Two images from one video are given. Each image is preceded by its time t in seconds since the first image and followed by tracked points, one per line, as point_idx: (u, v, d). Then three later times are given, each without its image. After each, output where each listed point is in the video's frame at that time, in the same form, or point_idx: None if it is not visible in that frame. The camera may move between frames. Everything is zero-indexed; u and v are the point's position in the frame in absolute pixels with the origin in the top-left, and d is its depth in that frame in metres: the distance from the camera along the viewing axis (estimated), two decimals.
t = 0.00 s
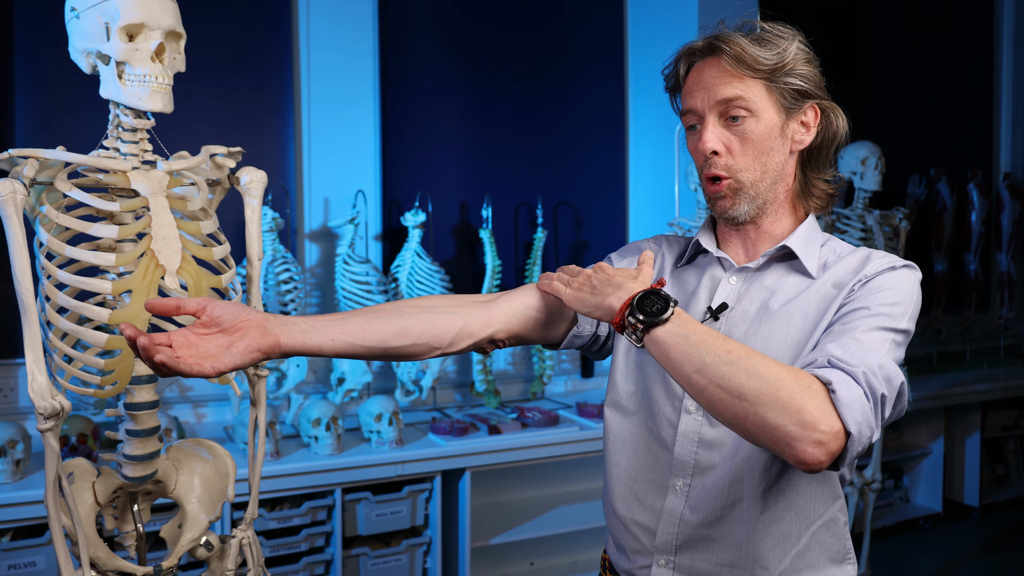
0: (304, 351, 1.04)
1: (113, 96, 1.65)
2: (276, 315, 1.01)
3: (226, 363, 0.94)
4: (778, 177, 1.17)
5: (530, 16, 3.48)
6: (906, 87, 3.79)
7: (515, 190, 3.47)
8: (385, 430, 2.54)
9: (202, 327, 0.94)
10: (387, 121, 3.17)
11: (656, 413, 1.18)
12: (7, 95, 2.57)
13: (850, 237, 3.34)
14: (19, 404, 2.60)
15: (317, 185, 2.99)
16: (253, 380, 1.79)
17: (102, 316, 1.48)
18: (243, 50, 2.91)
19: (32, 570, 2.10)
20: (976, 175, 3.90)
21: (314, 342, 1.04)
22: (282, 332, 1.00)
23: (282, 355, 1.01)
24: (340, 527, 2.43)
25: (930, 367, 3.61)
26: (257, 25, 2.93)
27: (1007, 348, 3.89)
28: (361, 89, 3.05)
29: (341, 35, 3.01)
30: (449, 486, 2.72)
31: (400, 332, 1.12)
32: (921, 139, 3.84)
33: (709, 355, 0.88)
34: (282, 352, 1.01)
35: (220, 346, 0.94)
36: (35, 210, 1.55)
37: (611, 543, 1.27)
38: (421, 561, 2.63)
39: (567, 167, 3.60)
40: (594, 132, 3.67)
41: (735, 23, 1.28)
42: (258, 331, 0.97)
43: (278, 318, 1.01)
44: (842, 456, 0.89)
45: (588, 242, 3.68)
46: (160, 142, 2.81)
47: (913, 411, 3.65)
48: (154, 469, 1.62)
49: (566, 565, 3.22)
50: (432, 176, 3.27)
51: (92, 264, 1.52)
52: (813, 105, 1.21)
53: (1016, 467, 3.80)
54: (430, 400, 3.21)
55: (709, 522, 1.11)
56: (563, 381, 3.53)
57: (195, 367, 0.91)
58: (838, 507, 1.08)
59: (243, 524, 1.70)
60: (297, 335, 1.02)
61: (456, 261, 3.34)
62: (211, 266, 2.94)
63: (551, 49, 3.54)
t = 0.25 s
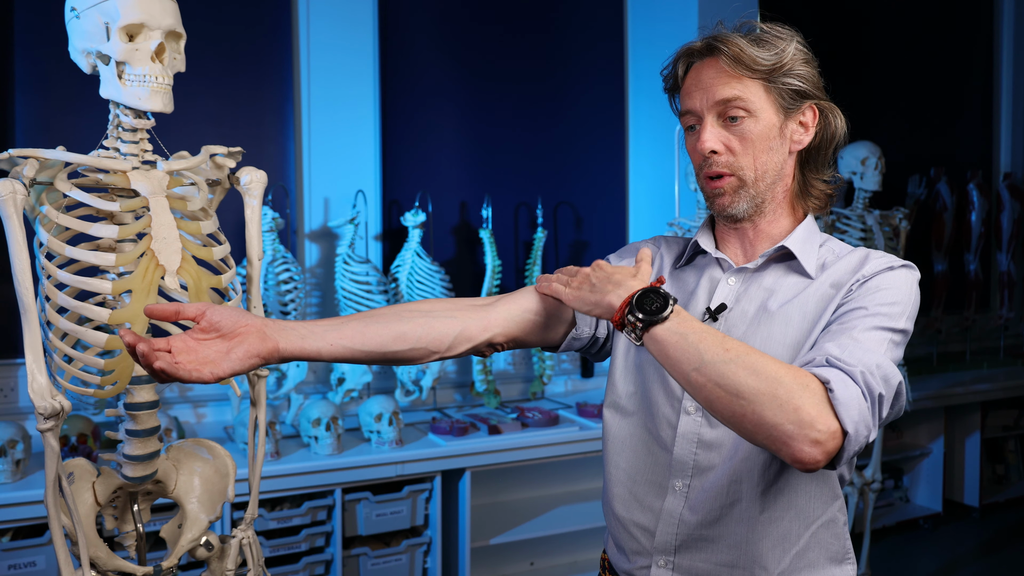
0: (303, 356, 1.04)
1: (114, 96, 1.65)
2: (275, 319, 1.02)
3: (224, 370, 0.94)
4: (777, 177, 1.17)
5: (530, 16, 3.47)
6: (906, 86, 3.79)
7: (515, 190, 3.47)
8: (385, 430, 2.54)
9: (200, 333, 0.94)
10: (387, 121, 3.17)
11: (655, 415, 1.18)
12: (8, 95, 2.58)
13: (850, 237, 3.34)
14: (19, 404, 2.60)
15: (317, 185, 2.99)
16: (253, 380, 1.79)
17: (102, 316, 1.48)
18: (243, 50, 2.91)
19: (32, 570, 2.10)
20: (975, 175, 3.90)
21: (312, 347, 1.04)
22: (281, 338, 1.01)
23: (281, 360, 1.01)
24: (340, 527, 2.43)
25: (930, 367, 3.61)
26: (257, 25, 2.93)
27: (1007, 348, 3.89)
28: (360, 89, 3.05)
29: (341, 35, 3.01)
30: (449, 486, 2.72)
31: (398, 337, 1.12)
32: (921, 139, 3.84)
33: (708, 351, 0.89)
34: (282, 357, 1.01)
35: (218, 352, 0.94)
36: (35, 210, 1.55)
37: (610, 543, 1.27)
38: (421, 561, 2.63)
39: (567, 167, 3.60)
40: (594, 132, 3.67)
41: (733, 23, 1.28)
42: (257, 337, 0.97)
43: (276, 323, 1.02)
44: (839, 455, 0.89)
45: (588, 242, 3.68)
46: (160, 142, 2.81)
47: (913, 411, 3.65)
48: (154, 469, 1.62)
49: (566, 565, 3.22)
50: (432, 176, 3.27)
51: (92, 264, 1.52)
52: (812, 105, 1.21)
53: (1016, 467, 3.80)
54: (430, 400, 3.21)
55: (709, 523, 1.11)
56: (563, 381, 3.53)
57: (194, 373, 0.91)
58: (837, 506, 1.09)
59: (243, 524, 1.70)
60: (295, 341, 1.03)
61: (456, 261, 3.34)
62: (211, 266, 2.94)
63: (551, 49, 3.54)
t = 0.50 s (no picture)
0: (300, 367, 1.02)
1: (114, 96, 1.65)
2: (273, 330, 1.00)
3: (223, 383, 0.94)
4: (781, 177, 1.17)
5: (530, 17, 3.48)
6: (906, 87, 3.80)
7: (515, 190, 3.47)
8: (385, 430, 2.54)
9: (197, 347, 0.95)
10: (388, 121, 3.18)
11: (654, 416, 1.19)
12: (8, 95, 2.58)
13: (850, 236, 3.34)
14: (19, 404, 2.60)
15: (317, 185, 2.99)
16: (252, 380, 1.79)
17: (102, 316, 1.48)
18: (243, 50, 2.91)
19: (32, 570, 2.10)
20: (976, 174, 3.90)
21: (308, 358, 1.03)
22: (278, 349, 1.00)
23: (279, 372, 1.00)
24: (340, 527, 2.43)
25: (930, 367, 3.62)
26: (257, 25, 2.93)
27: (1007, 349, 3.89)
28: (361, 89, 3.05)
29: (341, 35, 3.01)
30: (449, 486, 2.72)
31: (395, 344, 1.12)
32: (921, 138, 3.84)
33: (704, 319, 0.88)
34: (278, 371, 1.00)
35: (216, 367, 0.95)
36: (35, 210, 1.55)
37: (611, 543, 1.27)
38: (421, 561, 2.63)
39: (567, 167, 3.61)
40: (594, 133, 3.67)
41: (739, 22, 1.28)
42: (255, 349, 0.97)
43: (274, 334, 1.01)
44: (812, 439, 0.88)
45: (588, 242, 3.68)
46: (160, 142, 2.81)
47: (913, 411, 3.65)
48: (154, 469, 1.62)
49: (565, 565, 3.23)
50: (432, 176, 3.28)
51: (92, 264, 1.52)
52: (816, 106, 1.22)
53: (1016, 467, 3.80)
54: (430, 401, 3.21)
55: (709, 523, 1.11)
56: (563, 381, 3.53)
57: (192, 388, 0.92)
58: (836, 502, 1.09)
59: (243, 524, 1.70)
60: (292, 351, 1.01)
61: (456, 261, 3.34)
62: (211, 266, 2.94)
63: (551, 49, 3.54)
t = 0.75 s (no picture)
0: (300, 366, 1.03)
1: (114, 96, 1.65)
2: (272, 331, 1.00)
3: (223, 383, 0.94)
4: (781, 179, 1.17)
5: (530, 17, 3.48)
6: (906, 87, 3.80)
7: (515, 190, 3.47)
8: (385, 430, 2.54)
9: (197, 345, 0.95)
10: (388, 121, 3.17)
11: (654, 417, 1.19)
12: (8, 96, 2.58)
13: (850, 237, 3.34)
14: (19, 404, 2.60)
15: (317, 185, 3.00)
16: (252, 380, 1.79)
17: (102, 316, 1.48)
18: (243, 50, 2.91)
19: (32, 570, 2.10)
20: (976, 174, 3.90)
21: (308, 358, 1.03)
22: (277, 349, 1.00)
23: (278, 372, 1.00)
24: (340, 527, 2.43)
25: (931, 367, 3.62)
26: (257, 25, 2.93)
27: (1008, 349, 3.89)
28: (361, 89, 3.05)
29: (341, 35, 3.01)
30: (449, 486, 2.72)
31: (395, 344, 1.12)
32: (921, 138, 3.84)
33: (714, 337, 0.89)
34: (279, 368, 1.00)
35: (216, 365, 0.95)
36: (35, 210, 1.55)
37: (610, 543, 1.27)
38: (421, 561, 2.63)
39: (567, 167, 3.61)
40: (594, 133, 3.67)
41: (736, 22, 1.28)
42: (253, 349, 0.97)
43: (273, 334, 1.01)
44: (826, 457, 0.88)
45: (588, 242, 3.68)
46: (160, 142, 2.81)
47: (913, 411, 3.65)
48: (154, 469, 1.62)
49: (565, 565, 3.22)
50: (432, 176, 3.28)
51: (92, 264, 1.52)
52: (815, 106, 1.22)
53: (1016, 467, 3.80)
54: (430, 401, 3.21)
55: (708, 525, 1.11)
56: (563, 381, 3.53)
57: (192, 386, 0.93)
58: (836, 507, 1.07)
59: (243, 524, 1.70)
60: (292, 351, 1.01)
61: (456, 261, 3.34)
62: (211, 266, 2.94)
63: (551, 49, 3.54)
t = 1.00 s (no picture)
0: (299, 362, 1.03)
1: (113, 96, 1.65)
2: (272, 325, 1.00)
3: (222, 375, 0.94)
4: (770, 178, 1.17)
5: (530, 17, 3.48)
6: (907, 87, 3.80)
7: (515, 190, 3.47)
8: (385, 430, 2.54)
9: (198, 340, 0.95)
10: (387, 121, 3.18)
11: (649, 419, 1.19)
12: (8, 96, 2.58)
13: (850, 237, 3.35)
14: (19, 404, 2.60)
15: (317, 185, 3.00)
16: (253, 380, 1.79)
17: (102, 316, 1.48)
18: (244, 50, 2.91)
19: (32, 570, 2.10)
20: (977, 174, 3.90)
21: (309, 352, 1.04)
22: (277, 343, 1.00)
23: (277, 367, 1.00)
24: (340, 527, 2.43)
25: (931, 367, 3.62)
26: (257, 25, 2.93)
27: (1008, 349, 3.89)
28: (360, 89, 3.05)
29: (341, 35, 3.01)
30: (449, 486, 2.72)
31: (393, 341, 1.12)
32: (921, 138, 3.84)
33: (786, 535, 0.88)
34: (278, 363, 1.00)
35: (216, 358, 0.95)
36: (35, 210, 1.55)
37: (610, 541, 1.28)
38: (421, 561, 2.63)
39: (567, 167, 3.61)
40: (594, 133, 3.67)
41: (724, 22, 1.27)
42: (253, 343, 0.97)
43: (272, 331, 1.01)
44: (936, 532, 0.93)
45: (587, 242, 3.68)
46: (160, 142, 2.81)
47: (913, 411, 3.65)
48: (154, 469, 1.62)
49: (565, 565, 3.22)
50: (432, 176, 3.28)
51: (92, 264, 1.52)
52: (803, 104, 1.20)
53: (1017, 467, 3.80)
54: (430, 401, 3.21)
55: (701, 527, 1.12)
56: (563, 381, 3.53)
57: (192, 378, 0.92)
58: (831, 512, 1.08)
59: (243, 524, 1.70)
60: (292, 346, 1.01)
61: (456, 261, 3.34)
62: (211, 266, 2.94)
63: (551, 49, 3.54)
